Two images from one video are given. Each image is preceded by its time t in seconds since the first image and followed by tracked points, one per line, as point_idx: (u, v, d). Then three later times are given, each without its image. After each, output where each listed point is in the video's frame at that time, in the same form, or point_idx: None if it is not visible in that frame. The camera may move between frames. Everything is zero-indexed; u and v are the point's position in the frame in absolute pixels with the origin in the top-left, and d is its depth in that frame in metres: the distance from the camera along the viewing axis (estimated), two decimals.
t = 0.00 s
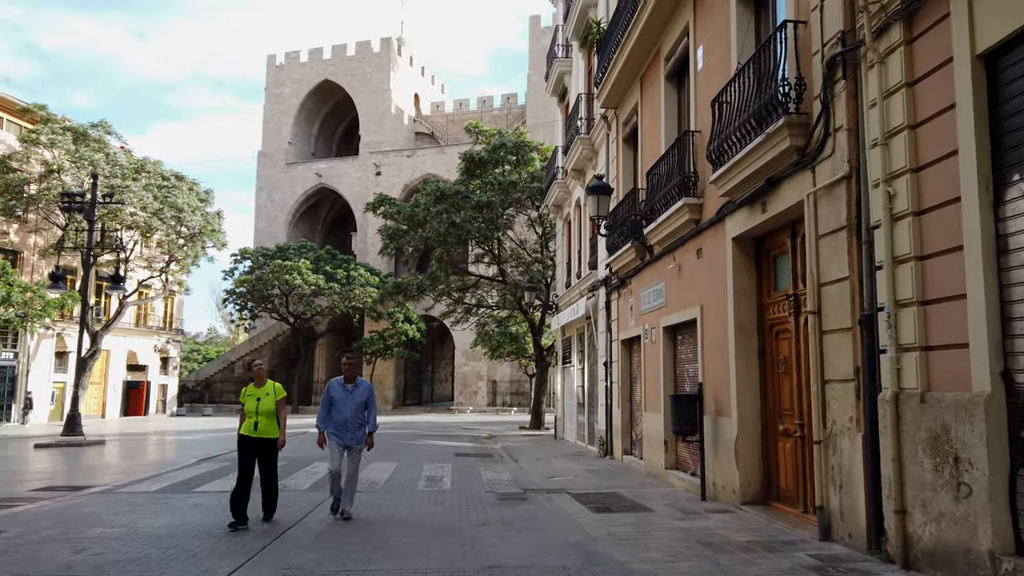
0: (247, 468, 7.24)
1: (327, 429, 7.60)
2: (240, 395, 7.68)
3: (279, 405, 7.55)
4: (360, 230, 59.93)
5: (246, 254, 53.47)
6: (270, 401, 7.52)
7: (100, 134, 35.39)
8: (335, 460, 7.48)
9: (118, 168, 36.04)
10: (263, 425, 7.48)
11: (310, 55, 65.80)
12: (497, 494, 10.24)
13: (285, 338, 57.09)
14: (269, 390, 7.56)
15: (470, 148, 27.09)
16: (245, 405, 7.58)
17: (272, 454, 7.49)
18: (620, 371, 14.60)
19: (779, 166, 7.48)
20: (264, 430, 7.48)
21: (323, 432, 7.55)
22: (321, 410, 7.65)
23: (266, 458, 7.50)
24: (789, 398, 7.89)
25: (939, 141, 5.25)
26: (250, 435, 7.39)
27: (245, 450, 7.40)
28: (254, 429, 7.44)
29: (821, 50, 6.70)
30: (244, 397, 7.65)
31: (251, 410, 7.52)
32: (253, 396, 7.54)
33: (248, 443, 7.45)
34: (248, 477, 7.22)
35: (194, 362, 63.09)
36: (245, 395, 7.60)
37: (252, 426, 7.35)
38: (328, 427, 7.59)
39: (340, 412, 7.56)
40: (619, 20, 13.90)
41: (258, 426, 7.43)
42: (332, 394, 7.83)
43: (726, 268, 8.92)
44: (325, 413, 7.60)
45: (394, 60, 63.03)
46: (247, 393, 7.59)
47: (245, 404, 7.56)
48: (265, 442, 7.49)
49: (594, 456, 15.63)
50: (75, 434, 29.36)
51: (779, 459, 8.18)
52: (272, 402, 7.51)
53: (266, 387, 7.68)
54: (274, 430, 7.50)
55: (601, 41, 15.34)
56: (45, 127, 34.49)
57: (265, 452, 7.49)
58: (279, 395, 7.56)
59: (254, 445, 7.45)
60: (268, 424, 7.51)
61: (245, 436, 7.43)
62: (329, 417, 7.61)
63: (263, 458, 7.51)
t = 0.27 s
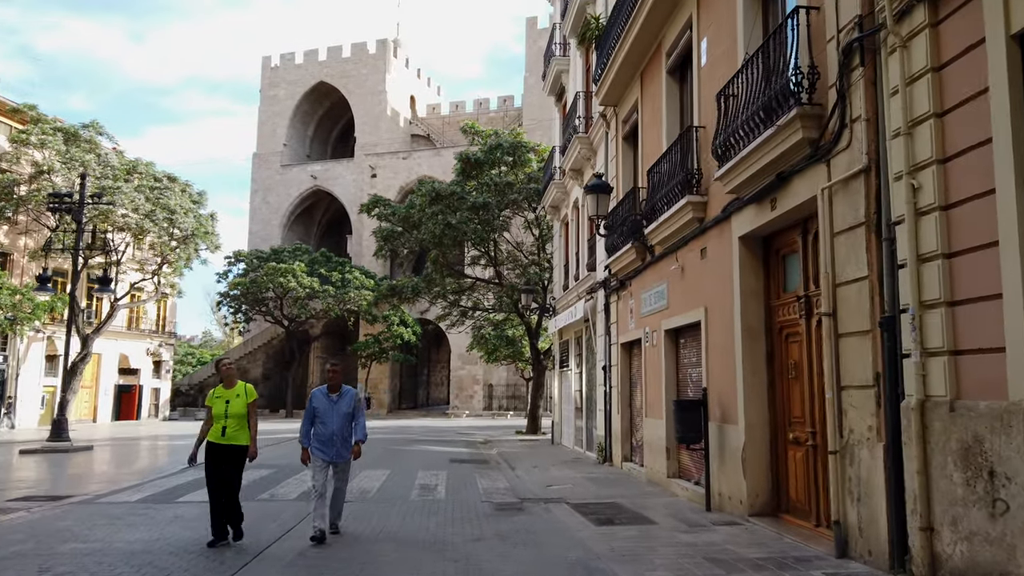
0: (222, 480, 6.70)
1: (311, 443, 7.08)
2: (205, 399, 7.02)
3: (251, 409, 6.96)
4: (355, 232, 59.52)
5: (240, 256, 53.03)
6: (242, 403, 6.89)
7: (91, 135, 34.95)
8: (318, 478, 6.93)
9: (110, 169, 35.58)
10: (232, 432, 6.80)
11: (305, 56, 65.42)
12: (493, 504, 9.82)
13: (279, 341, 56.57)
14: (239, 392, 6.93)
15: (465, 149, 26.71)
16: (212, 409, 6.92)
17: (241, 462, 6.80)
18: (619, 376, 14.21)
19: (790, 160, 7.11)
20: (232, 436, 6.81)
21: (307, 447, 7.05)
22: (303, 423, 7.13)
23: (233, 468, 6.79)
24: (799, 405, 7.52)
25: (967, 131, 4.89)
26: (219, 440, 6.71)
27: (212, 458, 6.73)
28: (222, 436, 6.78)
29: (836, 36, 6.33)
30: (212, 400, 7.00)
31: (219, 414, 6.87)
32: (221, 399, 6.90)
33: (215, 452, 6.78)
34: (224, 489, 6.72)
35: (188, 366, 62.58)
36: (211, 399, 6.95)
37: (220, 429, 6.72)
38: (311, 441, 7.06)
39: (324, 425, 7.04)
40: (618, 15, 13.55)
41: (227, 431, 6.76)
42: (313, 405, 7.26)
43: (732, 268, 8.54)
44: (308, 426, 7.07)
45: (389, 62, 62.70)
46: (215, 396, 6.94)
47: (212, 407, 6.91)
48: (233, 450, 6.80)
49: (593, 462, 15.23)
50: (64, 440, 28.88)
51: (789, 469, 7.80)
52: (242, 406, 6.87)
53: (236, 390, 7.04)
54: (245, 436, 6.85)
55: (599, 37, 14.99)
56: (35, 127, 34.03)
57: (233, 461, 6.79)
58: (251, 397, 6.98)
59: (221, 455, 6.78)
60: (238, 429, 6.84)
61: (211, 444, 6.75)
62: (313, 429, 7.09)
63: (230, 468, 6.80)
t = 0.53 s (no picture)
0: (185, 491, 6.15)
1: (288, 445, 6.37)
2: (167, 404, 6.54)
3: (215, 416, 6.47)
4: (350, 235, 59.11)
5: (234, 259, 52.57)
6: (205, 410, 6.41)
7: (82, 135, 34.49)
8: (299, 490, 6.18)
9: (101, 169, 35.13)
10: (195, 440, 6.28)
11: (300, 58, 65.03)
12: (489, 512, 9.42)
13: (274, 344, 56.06)
14: (203, 398, 6.48)
15: (461, 149, 26.34)
16: (174, 416, 6.42)
17: (206, 472, 6.26)
18: (618, 378, 13.83)
19: (801, 150, 6.75)
20: (195, 445, 6.29)
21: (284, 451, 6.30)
22: (280, 423, 6.36)
23: (197, 481, 6.24)
24: (811, 408, 7.15)
25: (1001, 112, 4.53)
26: (180, 450, 6.20)
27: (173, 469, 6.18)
28: (184, 445, 6.26)
29: (853, 17, 5.98)
30: (174, 406, 6.50)
31: (181, 422, 6.37)
32: (183, 405, 6.41)
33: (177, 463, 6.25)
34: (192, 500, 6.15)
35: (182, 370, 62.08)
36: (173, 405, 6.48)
37: (182, 437, 6.21)
38: (288, 444, 6.31)
39: (303, 427, 6.29)
40: (617, 8, 13.20)
41: (188, 439, 6.25)
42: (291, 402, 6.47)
43: (738, 265, 8.19)
44: (286, 427, 6.33)
45: (385, 64, 62.36)
46: (178, 401, 6.46)
47: (174, 413, 6.41)
48: (196, 460, 6.25)
49: (592, 467, 14.85)
50: (53, 444, 28.42)
51: (799, 474, 7.44)
52: (205, 412, 6.40)
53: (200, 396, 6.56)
54: (209, 445, 6.31)
55: (597, 33, 14.66)
56: (25, 127, 33.57)
57: (196, 472, 6.24)
58: (217, 404, 6.52)
59: (183, 466, 6.24)
60: (201, 438, 6.32)
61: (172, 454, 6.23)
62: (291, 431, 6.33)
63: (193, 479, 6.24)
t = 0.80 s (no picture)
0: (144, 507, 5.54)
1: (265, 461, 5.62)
2: (122, 406, 5.79)
3: (176, 420, 5.71)
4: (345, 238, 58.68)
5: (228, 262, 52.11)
6: (163, 414, 5.65)
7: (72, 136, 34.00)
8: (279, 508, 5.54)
9: (92, 170, 34.66)
10: (151, 450, 5.57)
11: (296, 60, 64.64)
12: (484, 523, 9.01)
13: (268, 348, 55.57)
14: (160, 400, 5.70)
15: (457, 150, 25.95)
16: (129, 420, 5.69)
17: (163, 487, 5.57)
18: (618, 383, 13.44)
19: (815, 143, 6.38)
20: (152, 455, 5.58)
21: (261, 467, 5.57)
22: (257, 435, 5.65)
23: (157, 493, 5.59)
24: (824, 416, 6.77)
25: None
26: (134, 462, 5.50)
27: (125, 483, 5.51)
28: (140, 456, 5.56)
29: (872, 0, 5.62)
30: (130, 408, 5.75)
31: (136, 429, 5.63)
32: (139, 409, 5.65)
33: (131, 476, 5.55)
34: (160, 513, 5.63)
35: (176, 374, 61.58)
36: (131, 407, 5.73)
37: (135, 448, 5.50)
38: (267, 460, 5.58)
39: (283, 441, 5.58)
40: (617, 3, 12.86)
41: (144, 449, 5.54)
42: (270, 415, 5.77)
43: (746, 265, 7.82)
44: (263, 441, 5.62)
45: (381, 66, 62.02)
46: (133, 404, 5.70)
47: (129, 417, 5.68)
48: (153, 473, 5.55)
49: (590, 474, 14.47)
50: (41, 450, 27.94)
51: (812, 485, 7.04)
52: (163, 417, 5.63)
53: (159, 397, 5.77)
54: (168, 455, 5.61)
55: (596, 29, 14.32)
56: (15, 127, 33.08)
57: (155, 486, 5.57)
58: (177, 407, 5.73)
59: (139, 478, 5.55)
60: (158, 448, 5.60)
61: (126, 466, 5.54)
62: (269, 446, 5.62)
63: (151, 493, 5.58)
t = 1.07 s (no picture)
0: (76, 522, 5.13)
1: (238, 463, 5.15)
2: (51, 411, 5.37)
3: (111, 425, 5.29)
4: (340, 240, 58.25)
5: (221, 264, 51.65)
6: (96, 420, 5.23)
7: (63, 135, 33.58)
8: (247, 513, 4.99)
9: (82, 170, 34.25)
10: (83, 461, 5.15)
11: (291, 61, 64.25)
12: (477, 530, 8.63)
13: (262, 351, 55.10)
14: (92, 405, 5.26)
15: (452, 148, 25.55)
16: (59, 427, 5.27)
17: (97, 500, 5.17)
18: (616, 384, 13.07)
19: (826, 127, 6.03)
20: (85, 466, 5.16)
21: (231, 470, 5.10)
22: (228, 435, 5.17)
23: (91, 507, 5.18)
24: (836, 418, 6.40)
25: None
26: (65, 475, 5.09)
27: (56, 498, 5.11)
28: (71, 468, 5.14)
29: None
30: (61, 412, 5.32)
31: (67, 438, 5.21)
32: (70, 415, 5.23)
33: (62, 489, 5.15)
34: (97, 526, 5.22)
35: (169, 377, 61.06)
36: (60, 411, 5.32)
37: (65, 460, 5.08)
38: (237, 464, 5.09)
39: (253, 441, 5.08)
40: None
41: (75, 460, 5.13)
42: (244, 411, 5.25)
43: (751, 259, 7.45)
44: (234, 441, 5.15)
45: (376, 67, 61.66)
46: (63, 410, 5.28)
47: (59, 424, 5.26)
48: (86, 485, 5.16)
49: (587, 478, 14.10)
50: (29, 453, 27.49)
51: (822, 490, 6.67)
52: (95, 424, 5.20)
53: (93, 400, 5.33)
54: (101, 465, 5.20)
55: (593, 21, 13.96)
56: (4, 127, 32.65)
57: (88, 499, 5.16)
58: (111, 411, 5.30)
59: (70, 491, 5.15)
60: (91, 458, 5.18)
61: (55, 478, 5.14)
62: (241, 448, 5.13)
63: (85, 506, 5.18)
